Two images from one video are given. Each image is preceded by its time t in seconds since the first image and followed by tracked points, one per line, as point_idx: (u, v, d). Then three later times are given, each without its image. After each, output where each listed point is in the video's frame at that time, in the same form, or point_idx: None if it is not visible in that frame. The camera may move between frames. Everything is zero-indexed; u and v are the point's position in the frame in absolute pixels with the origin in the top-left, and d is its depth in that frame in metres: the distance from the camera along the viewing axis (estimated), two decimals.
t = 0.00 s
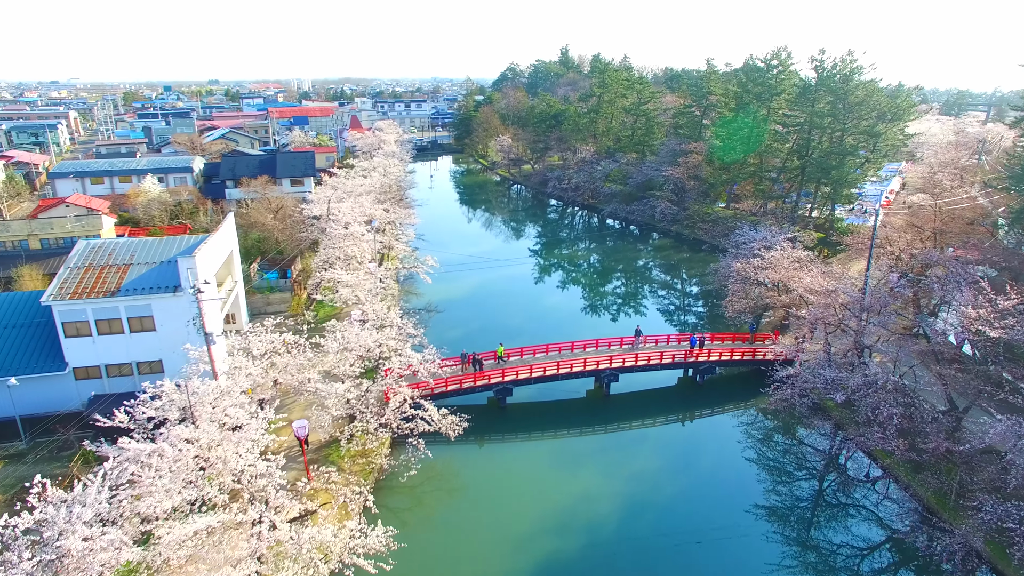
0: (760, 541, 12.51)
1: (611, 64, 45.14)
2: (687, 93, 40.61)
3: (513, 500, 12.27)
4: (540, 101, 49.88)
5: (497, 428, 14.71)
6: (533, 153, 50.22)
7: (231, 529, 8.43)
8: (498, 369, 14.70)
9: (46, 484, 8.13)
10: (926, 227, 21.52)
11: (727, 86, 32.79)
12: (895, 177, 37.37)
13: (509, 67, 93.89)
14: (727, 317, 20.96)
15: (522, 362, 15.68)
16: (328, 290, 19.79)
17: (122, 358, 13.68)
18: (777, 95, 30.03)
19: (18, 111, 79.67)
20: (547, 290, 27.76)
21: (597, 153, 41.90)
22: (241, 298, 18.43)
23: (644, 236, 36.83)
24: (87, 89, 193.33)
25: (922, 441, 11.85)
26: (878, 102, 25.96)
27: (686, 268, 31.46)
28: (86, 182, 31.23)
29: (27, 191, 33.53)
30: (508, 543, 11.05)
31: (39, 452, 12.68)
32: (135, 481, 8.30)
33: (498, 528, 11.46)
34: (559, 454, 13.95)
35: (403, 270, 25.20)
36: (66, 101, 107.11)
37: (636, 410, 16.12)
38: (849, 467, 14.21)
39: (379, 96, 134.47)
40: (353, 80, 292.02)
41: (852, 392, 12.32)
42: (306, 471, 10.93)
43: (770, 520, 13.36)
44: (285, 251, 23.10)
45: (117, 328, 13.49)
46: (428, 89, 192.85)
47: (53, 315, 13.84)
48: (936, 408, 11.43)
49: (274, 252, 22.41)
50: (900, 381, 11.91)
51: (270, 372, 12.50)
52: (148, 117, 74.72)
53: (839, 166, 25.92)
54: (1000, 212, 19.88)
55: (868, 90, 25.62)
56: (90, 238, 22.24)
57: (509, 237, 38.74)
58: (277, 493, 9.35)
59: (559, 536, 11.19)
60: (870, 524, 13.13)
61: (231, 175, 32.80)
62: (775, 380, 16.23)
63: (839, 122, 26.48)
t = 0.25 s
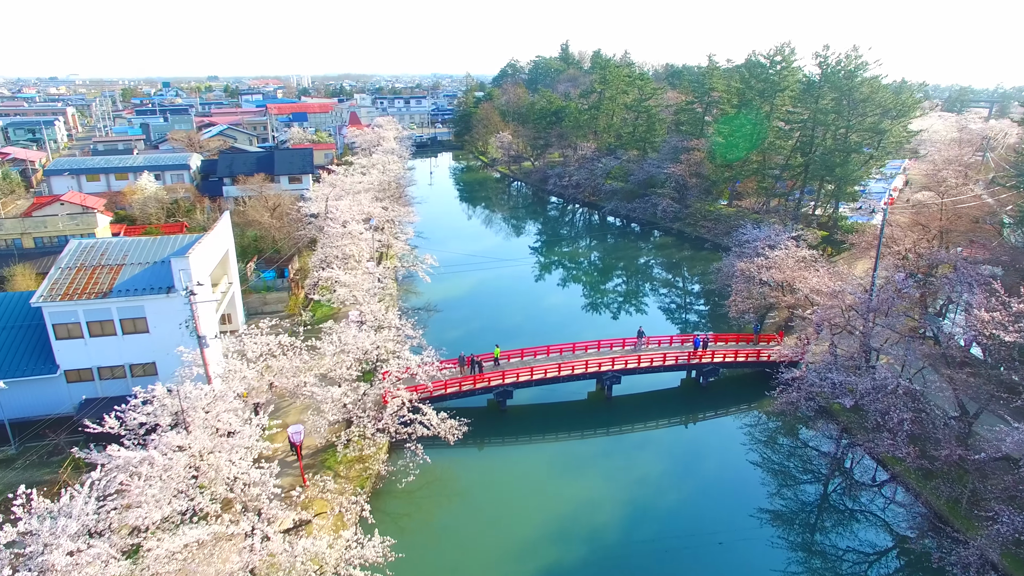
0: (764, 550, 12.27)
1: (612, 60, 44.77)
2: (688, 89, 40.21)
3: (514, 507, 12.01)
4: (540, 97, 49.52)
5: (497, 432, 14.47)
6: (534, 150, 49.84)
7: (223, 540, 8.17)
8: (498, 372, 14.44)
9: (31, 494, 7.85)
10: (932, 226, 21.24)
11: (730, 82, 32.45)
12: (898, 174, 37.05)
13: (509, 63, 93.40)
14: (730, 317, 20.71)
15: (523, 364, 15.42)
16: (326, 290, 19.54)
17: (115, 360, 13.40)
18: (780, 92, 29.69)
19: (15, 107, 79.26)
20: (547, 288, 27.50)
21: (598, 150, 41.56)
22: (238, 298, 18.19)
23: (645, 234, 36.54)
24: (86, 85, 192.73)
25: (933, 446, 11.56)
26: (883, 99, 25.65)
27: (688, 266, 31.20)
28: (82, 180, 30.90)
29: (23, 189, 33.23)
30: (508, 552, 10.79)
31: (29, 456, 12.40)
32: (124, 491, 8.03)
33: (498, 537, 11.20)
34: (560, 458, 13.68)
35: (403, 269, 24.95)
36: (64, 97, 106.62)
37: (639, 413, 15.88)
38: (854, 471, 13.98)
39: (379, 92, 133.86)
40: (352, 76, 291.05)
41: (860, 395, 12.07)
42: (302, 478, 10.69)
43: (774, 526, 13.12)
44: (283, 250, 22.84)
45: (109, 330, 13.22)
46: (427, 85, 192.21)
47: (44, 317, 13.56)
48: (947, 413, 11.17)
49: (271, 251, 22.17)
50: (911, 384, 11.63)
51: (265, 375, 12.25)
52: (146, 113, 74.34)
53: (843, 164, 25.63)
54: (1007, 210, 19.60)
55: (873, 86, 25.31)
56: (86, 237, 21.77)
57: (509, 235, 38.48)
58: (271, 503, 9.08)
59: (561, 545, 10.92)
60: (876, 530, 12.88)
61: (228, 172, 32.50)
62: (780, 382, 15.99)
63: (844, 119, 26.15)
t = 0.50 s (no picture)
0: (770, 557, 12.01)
1: (614, 55, 44.38)
2: (690, 86, 39.84)
3: (515, 513, 11.76)
4: (540, 93, 49.16)
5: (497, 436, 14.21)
6: (534, 146, 49.45)
7: (215, 553, 7.89)
8: (499, 375, 14.18)
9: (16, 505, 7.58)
10: (938, 224, 20.96)
11: (732, 78, 32.11)
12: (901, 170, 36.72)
13: (509, 59, 92.88)
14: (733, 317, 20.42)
15: (524, 366, 15.19)
16: (323, 290, 19.27)
17: (107, 363, 13.11)
18: (784, 88, 29.33)
19: (13, 103, 78.81)
20: (548, 286, 27.22)
21: (599, 147, 41.21)
22: (234, 298, 17.92)
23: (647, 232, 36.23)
24: (84, 81, 192.00)
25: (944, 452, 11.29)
26: (888, 95, 25.33)
27: (690, 264, 30.91)
28: (77, 177, 30.55)
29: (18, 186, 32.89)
30: (509, 560, 10.53)
31: (18, 462, 12.11)
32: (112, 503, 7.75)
33: (499, 544, 10.95)
34: (562, 463, 13.42)
35: (402, 268, 24.68)
36: (62, 92, 106.13)
37: (641, 415, 15.62)
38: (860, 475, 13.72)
39: (378, 88, 133.28)
40: (351, 72, 289.92)
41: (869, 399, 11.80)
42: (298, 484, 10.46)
43: (780, 531, 12.87)
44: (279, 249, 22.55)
45: (101, 332, 12.93)
46: (427, 81, 191.51)
47: (34, 319, 13.29)
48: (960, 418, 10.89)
49: (268, 249, 21.89)
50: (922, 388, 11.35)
51: (260, 379, 11.97)
52: (144, 109, 73.93)
53: (847, 161, 25.33)
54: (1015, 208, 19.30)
55: (878, 82, 24.99)
56: (81, 236, 21.40)
57: (509, 232, 38.19)
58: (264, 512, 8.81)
59: (563, 553, 10.66)
60: (883, 535, 12.63)
61: (226, 169, 32.17)
62: (785, 383, 15.73)
63: (848, 116, 25.83)
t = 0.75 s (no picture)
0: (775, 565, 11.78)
1: (615, 51, 43.98)
2: (692, 81, 39.45)
3: (516, 520, 11.51)
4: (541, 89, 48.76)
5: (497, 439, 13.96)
6: (534, 143, 49.07)
7: (206, 566, 7.64)
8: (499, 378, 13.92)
9: None
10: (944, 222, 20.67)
11: (735, 74, 31.76)
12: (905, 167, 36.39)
13: (509, 55, 92.34)
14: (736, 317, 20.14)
15: (525, 368, 14.93)
16: (321, 289, 19.00)
17: (99, 365, 12.84)
18: (787, 84, 29.00)
19: (10, 99, 78.31)
20: (548, 285, 26.95)
21: (600, 143, 40.85)
22: (230, 298, 17.66)
23: (648, 229, 35.93)
24: (83, 77, 191.18)
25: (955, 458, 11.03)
26: (893, 91, 25.00)
27: (692, 262, 30.62)
28: (73, 174, 30.24)
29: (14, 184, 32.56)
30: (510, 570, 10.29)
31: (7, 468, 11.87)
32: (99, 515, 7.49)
33: (499, 553, 10.69)
34: (564, 468, 13.16)
35: (401, 267, 24.41)
36: (61, 88, 105.56)
37: (644, 419, 15.38)
38: (867, 479, 13.47)
39: (377, 84, 132.70)
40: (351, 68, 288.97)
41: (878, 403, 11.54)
42: (295, 491, 10.25)
43: (785, 538, 12.63)
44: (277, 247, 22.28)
45: (93, 334, 12.65)
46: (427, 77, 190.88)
47: (25, 321, 13.04)
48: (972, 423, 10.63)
49: (265, 248, 21.62)
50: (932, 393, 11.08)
51: (255, 382, 11.70)
52: (142, 105, 73.46)
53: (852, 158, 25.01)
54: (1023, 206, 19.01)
55: (883, 78, 24.66)
56: (75, 234, 21.16)
57: (509, 229, 37.90)
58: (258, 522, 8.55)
59: (565, 563, 10.41)
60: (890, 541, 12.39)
61: (223, 166, 31.85)
62: (790, 386, 15.47)
63: (853, 112, 25.50)
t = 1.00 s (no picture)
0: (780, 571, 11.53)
1: (616, 45, 43.56)
2: (694, 77, 39.04)
3: (516, 526, 11.25)
4: (541, 84, 48.32)
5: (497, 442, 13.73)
6: (534, 138, 48.69)
7: None
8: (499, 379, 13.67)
9: None
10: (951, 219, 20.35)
11: (738, 69, 31.39)
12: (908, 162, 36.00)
13: (509, 50, 91.77)
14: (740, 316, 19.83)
15: (526, 369, 14.68)
16: (318, 288, 18.73)
17: (91, 367, 12.56)
18: (791, 79, 28.61)
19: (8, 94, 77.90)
20: (549, 282, 26.68)
21: (601, 139, 40.48)
22: (226, 297, 17.41)
23: (649, 226, 35.62)
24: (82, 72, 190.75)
25: (967, 464, 10.76)
26: (899, 86, 24.65)
27: (694, 259, 30.32)
28: (69, 170, 29.93)
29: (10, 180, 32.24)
30: None
31: None
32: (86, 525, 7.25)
33: (499, 559, 10.43)
34: (565, 471, 12.91)
35: (400, 265, 24.13)
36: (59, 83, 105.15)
37: (646, 420, 15.14)
38: (872, 482, 13.24)
39: (377, 79, 132.13)
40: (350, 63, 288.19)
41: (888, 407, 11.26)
42: (289, 497, 10.04)
43: (790, 543, 12.37)
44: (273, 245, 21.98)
45: (85, 335, 12.37)
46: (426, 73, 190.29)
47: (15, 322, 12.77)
48: (984, 428, 10.36)
49: (262, 246, 21.33)
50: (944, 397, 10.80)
51: (250, 386, 11.45)
52: (140, 99, 73.05)
53: (856, 154, 24.71)
54: None
55: (889, 73, 24.31)
56: (69, 231, 20.90)
57: (509, 225, 37.62)
58: (250, 532, 8.29)
59: (567, 570, 10.15)
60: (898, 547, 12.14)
61: (220, 163, 31.52)
62: (795, 387, 15.21)
63: (858, 108, 25.16)
